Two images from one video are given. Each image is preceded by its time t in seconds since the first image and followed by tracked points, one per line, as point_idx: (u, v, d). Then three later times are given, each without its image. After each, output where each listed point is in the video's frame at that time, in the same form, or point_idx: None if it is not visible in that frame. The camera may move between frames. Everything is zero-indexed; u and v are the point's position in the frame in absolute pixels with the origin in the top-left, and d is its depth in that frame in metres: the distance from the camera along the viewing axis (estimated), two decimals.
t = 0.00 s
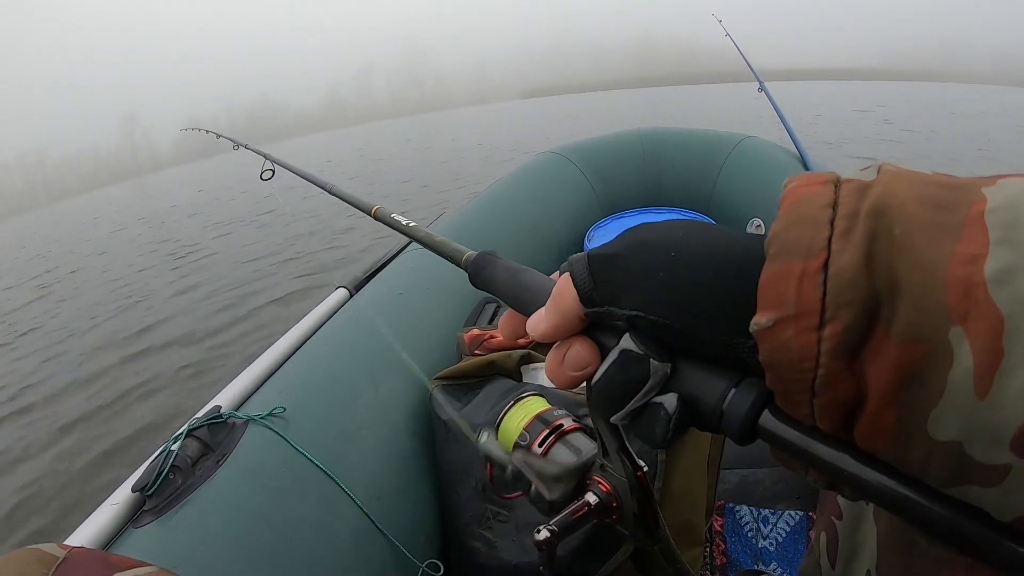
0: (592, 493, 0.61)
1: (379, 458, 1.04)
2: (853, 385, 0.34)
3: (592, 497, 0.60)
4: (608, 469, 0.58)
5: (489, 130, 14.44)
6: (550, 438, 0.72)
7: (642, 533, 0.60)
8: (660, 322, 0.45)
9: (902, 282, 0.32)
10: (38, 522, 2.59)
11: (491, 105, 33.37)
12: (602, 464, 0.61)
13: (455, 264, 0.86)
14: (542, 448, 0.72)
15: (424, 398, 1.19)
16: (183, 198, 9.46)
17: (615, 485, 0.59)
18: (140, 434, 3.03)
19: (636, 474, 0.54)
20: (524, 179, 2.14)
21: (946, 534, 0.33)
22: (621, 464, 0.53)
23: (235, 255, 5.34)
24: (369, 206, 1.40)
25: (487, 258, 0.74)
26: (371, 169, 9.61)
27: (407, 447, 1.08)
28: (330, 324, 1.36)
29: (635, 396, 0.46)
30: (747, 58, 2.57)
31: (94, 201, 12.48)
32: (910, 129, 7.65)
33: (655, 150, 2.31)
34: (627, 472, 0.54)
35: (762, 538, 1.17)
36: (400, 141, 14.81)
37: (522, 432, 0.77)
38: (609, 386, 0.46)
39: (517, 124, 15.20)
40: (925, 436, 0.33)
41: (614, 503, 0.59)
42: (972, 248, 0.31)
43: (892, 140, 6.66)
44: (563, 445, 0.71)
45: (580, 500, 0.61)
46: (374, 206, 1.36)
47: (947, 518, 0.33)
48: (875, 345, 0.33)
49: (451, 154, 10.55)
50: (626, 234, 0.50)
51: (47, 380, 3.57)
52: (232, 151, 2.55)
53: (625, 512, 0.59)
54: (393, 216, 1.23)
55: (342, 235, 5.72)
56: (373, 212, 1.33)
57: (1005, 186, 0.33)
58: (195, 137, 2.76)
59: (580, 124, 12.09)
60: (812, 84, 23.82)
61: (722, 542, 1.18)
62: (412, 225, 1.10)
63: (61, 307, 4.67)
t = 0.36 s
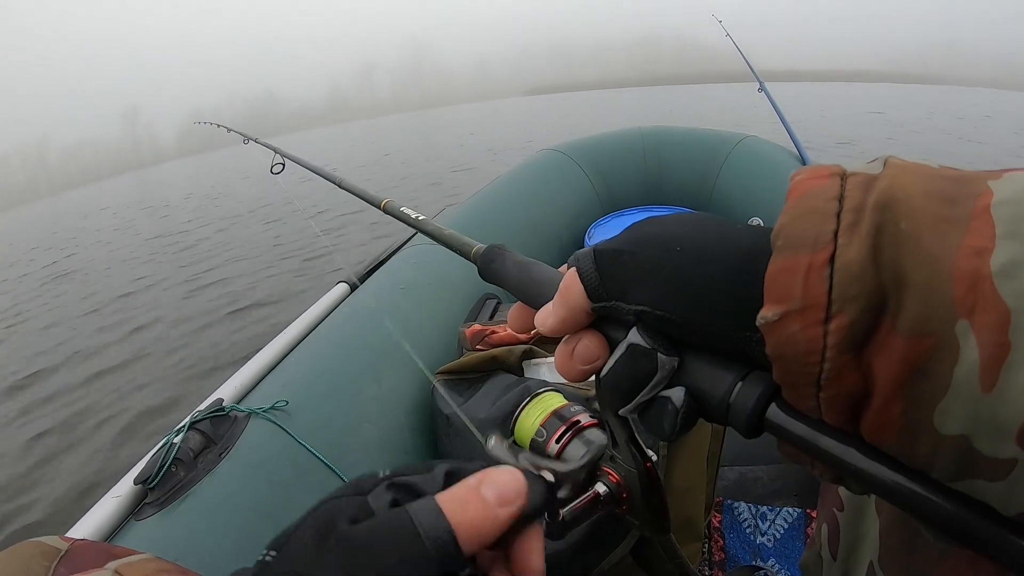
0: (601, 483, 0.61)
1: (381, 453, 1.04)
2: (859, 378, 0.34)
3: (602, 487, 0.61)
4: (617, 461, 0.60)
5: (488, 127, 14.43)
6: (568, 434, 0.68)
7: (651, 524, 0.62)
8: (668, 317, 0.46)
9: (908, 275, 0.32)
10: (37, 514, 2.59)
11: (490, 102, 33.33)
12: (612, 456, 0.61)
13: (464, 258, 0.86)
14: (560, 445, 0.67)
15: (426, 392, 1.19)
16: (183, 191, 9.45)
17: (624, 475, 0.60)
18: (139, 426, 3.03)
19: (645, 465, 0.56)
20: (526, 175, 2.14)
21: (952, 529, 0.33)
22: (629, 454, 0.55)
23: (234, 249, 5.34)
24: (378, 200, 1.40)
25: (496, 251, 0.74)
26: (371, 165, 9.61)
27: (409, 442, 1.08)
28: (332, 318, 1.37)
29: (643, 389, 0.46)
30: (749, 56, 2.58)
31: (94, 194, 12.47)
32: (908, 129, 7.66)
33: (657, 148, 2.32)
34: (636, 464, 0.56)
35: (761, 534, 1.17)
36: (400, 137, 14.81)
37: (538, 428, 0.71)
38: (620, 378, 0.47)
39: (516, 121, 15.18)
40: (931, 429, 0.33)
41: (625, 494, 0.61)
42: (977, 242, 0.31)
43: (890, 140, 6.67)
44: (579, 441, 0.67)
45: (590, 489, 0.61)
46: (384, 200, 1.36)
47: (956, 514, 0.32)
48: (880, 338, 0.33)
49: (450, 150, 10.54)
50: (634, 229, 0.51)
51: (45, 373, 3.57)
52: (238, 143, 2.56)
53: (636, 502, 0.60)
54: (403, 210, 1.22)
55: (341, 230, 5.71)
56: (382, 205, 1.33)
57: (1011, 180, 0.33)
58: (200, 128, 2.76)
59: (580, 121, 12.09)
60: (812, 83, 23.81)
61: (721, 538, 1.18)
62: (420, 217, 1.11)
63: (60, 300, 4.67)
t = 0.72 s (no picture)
0: (601, 484, 0.62)
1: (380, 449, 1.04)
2: (866, 370, 0.34)
3: (602, 488, 0.62)
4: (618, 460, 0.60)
5: (488, 126, 14.41)
6: (572, 441, 0.68)
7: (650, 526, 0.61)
8: (678, 302, 0.46)
9: (917, 266, 0.32)
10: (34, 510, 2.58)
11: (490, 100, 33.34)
12: (612, 455, 0.62)
13: (467, 253, 0.86)
14: (564, 450, 0.68)
15: (425, 389, 1.19)
16: (182, 187, 9.43)
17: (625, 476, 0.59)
18: (138, 421, 3.03)
19: (646, 464, 0.55)
20: (527, 173, 2.14)
21: (960, 520, 0.32)
22: (631, 454, 0.55)
23: (234, 245, 5.33)
24: (379, 196, 1.40)
25: (501, 245, 0.74)
26: (371, 162, 9.59)
27: (408, 438, 1.08)
28: (332, 314, 1.36)
29: (648, 379, 0.46)
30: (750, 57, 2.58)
31: (93, 189, 12.45)
32: (909, 131, 7.65)
33: (657, 147, 2.31)
34: (637, 463, 0.55)
35: (759, 533, 1.17)
36: (400, 134, 14.78)
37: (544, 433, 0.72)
38: (625, 368, 0.47)
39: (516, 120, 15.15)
40: (939, 420, 0.33)
41: (624, 494, 0.61)
42: (985, 235, 0.31)
43: (890, 142, 6.66)
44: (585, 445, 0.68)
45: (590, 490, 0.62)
46: (387, 198, 1.35)
47: (965, 507, 0.32)
48: (888, 328, 0.33)
49: (450, 148, 10.52)
50: (647, 217, 0.50)
51: (43, 367, 3.57)
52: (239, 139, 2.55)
53: (634, 503, 0.60)
54: (405, 206, 1.22)
55: (341, 227, 5.70)
56: (385, 202, 1.33)
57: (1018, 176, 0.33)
58: (200, 126, 2.75)
59: (581, 120, 12.08)
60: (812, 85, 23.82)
61: (719, 536, 1.19)
62: (423, 214, 1.10)
63: (58, 294, 4.66)
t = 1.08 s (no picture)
0: (595, 487, 0.62)
1: (378, 446, 1.04)
2: (864, 374, 0.34)
3: (596, 491, 0.61)
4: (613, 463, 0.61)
5: (488, 123, 14.39)
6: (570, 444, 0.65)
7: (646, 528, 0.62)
8: (672, 310, 0.46)
9: (916, 269, 0.32)
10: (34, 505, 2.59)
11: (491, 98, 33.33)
12: (608, 458, 0.62)
13: (463, 255, 0.86)
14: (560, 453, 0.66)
15: (424, 387, 1.18)
16: (182, 183, 9.42)
17: (621, 478, 0.61)
18: (138, 416, 3.04)
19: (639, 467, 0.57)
20: (527, 171, 2.13)
21: (958, 528, 0.32)
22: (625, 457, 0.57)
23: (234, 241, 5.33)
24: (377, 197, 1.39)
25: (497, 248, 0.74)
26: (372, 159, 9.58)
27: (407, 436, 1.08)
28: (331, 310, 1.36)
29: (642, 385, 0.45)
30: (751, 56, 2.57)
31: (93, 185, 12.45)
32: (910, 131, 7.65)
33: (658, 145, 2.31)
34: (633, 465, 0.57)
35: (757, 533, 1.17)
36: (400, 131, 14.76)
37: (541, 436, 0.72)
38: (619, 374, 0.46)
39: (518, 117, 15.13)
40: (936, 426, 0.33)
41: (619, 497, 0.61)
42: (984, 238, 0.31)
43: (891, 141, 6.66)
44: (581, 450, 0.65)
45: (585, 493, 0.61)
46: (383, 199, 1.35)
47: (962, 514, 0.32)
48: (886, 331, 0.33)
49: (451, 145, 10.51)
50: (639, 223, 0.51)
51: (42, 363, 3.57)
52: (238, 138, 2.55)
53: (630, 506, 0.61)
54: (403, 208, 1.22)
55: (340, 223, 5.70)
56: (382, 204, 1.33)
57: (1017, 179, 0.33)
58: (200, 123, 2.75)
59: (581, 117, 12.07)
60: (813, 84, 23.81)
61: (718, 536, 1.18)
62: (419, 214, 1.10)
63: (58, 290, 4.66)
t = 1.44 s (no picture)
0: (598, 494, 0.63)
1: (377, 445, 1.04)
2: (865, 376, 0.34)
3: (599, 498, 0.62)
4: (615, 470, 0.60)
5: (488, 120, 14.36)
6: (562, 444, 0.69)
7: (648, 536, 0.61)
8: (673, 311, 0.46)
9: (916, 271, 0.32)
10: (33, 505, 2.58)
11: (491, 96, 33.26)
12: (609, 466, 0.63)
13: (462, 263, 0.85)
14: (553, 454, 0.69)
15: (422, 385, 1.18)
16: (182, 181, 9.41)
17: (621, 486, 0.60)
18: (137, 414, 3.04)
19: (643, 474, 0.56)
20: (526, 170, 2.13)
21: (960, 531, 0.32)
22: (627, 463, 0.56)
23: (233, 239, 5.32)
24: (373, 206, 1.39)
25: (495, 255, 0.74)
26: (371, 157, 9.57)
27: (407, 434, 1.08)
28: (329, 309, 1.36)
29: (643, 390, 0.45)
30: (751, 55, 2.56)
31: (93, 183, 12.44)
32: (911, 130, 7.64)
33: (657, 143, 2.30)
34: (635, 472, 0.56)
35: (756, 532, 1.17)
36: (400, 129, 14.73)
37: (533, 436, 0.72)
38: (620, 378, 0.46)
39: (517, 115, 15.10)
40: (938, 428, 0.33)
41: (621, 504, 0.61)
42: (985, 240, 0.31)
43: (893, 140, 6.63)
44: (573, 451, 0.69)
45: (588, 501, 0.62)
46: (381, 208, 1.35)
47: (967, 516, 0.32)
48: (887, 334, 0.33)
49: (450, 143, 10.49)
50: (637, 227, 0.51)
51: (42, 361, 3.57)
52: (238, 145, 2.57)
53: (632, 514, 0.61)
54: (398, 216, 1.22)
55: (340, 221, 5.69)
56: (379, 212, 1.33)
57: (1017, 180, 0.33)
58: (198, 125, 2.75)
59: (582, 115, 12.06)
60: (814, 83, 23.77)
61: (717, 535, 1.18)
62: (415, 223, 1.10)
63: (57, 288, 4.65)
